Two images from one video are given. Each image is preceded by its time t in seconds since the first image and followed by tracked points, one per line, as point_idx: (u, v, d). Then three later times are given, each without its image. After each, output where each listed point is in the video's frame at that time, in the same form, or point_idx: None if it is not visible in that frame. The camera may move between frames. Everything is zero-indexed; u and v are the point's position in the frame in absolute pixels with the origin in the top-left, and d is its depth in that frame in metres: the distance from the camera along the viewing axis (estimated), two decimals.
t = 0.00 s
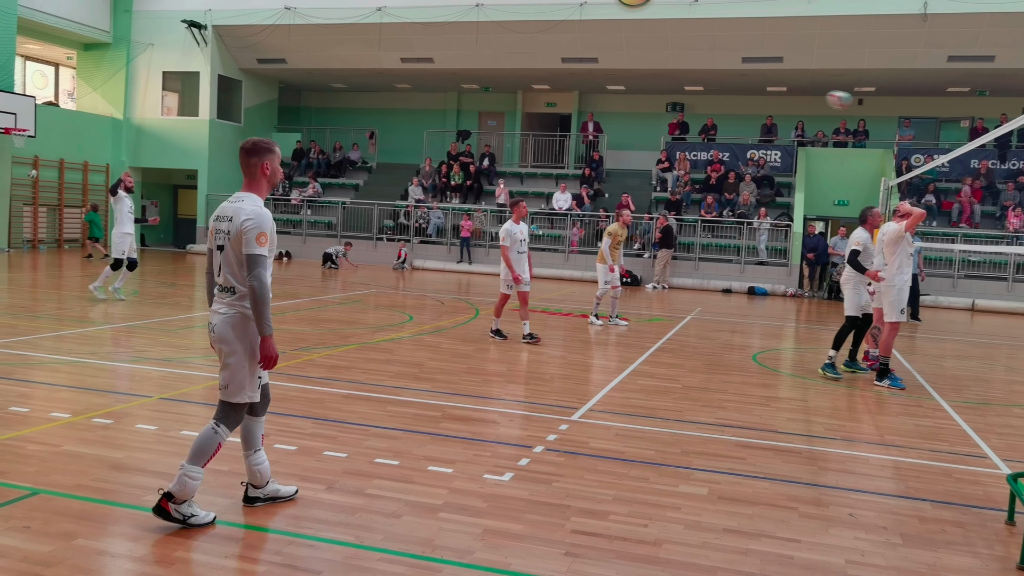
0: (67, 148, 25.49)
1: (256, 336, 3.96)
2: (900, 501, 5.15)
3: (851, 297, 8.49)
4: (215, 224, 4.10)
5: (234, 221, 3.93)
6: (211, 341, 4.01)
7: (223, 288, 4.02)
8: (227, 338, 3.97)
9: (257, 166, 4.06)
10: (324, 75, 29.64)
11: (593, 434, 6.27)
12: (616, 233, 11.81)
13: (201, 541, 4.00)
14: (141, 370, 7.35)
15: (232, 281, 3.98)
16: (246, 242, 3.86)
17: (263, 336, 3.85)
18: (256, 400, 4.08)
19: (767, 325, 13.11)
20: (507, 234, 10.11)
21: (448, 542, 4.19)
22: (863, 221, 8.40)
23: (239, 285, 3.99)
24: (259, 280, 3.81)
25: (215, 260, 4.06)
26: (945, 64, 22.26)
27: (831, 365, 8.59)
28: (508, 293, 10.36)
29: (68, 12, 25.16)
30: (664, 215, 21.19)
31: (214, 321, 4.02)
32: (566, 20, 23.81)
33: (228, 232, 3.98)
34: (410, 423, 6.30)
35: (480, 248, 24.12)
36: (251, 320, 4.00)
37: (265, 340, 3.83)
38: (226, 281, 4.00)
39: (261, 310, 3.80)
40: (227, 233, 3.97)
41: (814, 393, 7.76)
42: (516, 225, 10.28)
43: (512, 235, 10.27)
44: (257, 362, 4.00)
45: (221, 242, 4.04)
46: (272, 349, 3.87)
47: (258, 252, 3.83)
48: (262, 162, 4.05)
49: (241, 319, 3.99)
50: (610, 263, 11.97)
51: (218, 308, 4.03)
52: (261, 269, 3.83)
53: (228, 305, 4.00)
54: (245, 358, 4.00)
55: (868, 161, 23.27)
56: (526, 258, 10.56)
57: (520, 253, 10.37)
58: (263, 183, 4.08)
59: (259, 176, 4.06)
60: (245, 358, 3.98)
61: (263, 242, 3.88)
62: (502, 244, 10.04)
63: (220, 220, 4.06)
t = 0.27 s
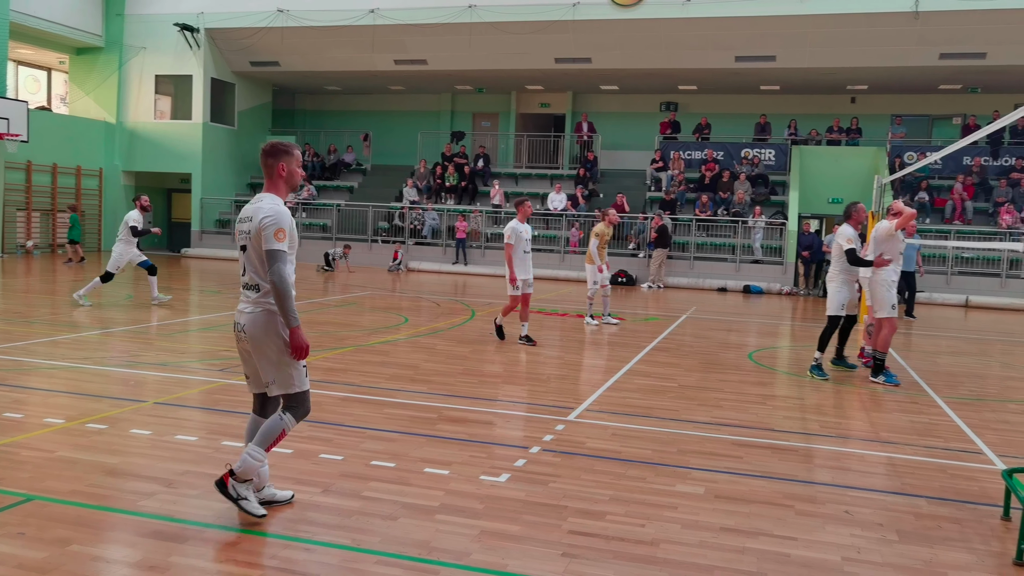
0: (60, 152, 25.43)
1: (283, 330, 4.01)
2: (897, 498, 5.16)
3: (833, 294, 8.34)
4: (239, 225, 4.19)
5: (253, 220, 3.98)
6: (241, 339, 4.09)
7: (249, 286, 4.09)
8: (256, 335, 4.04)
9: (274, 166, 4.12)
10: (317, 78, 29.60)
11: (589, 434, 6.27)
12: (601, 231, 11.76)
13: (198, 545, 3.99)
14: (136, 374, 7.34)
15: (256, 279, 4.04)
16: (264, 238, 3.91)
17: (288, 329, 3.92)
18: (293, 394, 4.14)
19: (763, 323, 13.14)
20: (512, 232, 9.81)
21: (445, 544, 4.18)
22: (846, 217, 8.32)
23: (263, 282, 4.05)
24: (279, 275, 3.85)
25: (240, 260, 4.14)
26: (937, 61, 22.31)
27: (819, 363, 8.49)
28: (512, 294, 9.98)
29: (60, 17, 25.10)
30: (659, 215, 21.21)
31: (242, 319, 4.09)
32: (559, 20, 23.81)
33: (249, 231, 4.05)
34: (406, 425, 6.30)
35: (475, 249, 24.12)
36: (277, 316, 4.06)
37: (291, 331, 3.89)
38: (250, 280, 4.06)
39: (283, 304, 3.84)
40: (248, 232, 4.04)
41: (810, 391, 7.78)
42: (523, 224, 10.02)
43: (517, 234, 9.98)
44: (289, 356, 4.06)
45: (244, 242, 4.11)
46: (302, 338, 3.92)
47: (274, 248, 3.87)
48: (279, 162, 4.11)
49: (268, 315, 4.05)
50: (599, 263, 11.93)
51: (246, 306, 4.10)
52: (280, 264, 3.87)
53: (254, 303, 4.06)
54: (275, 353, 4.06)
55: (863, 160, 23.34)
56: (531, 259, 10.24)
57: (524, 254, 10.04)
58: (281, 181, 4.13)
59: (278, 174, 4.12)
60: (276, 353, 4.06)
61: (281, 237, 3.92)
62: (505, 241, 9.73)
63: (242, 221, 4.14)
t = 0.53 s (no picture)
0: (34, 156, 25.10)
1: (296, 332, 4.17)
2: (875, 493, 5.21)
3: (812, 280, 8.22)
4: (247, 231, 4.33)
5: (267, 225, 4.15)
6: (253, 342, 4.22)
7: (261, 290, 4.23)
8: (270, 337, 4.18)
9: (281, 173, 4.30)
10: (295, 79, 29.43)
11: (571, 433, 6.28)
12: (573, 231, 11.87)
13: (177, 552, 3.95)
14: (112, 380, 7.25)
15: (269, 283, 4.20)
16: (278, 243, 4.08)
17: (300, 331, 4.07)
18: (306, 394, 4.26)
19: (742, 321, 13.22)
20: (496, 231, 9.81)
21: (427, 546, 4.17)
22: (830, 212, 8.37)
23: (276, 285, 4.21)
24: (293, 277, 4.02)
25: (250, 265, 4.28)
26: (910, 60, 22.55)
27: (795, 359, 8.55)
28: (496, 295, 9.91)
29: (32, 19, 24.77)
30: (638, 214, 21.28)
31: (254, 322, 4.22)
32: (537, 20, 23.83)
33: (261, 236, 4.21)
34: (387, 427, 6.28)
35: (455, 250, 24.08)
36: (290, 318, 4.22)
37: (303, 335, 4.05)
38: (263, 284, 4.21)
39: (297, 306, 4.01)
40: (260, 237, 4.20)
41: (790, 388, 7.84)
42: (505, 225, 10.02)
43: (500, 235, 9.96)
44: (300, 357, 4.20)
45: (254, 247, 4.26)
46: (310, 343, 4.09)
47: (289, 251, 4.04)
48: (287, 169, 4.29)
49: (280, 318, 4.20)
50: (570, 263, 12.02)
51: (257, 310, 4.24)
52: (295, 267, 4.05)
53: (267, 306, 4.21)
54: (289, 354, 4.21)
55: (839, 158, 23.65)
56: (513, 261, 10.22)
57: (507, 254, 10.02)
58: (289, 188, 4.32)
59: (286, 181, 4.30)
60: (289, 354, 4.20)
61: (295, 241, 4.11)
62: (489, 240, 9.69)
63: (252, 227, 4.29)
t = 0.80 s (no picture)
0: None
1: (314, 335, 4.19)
2: (841, 487, 5.28)
3: (795, 290, 8.22)
4: (255, 237, 4.33)
5: (282, 230, 4.18)
6: (270, 345, 4.21)
7: (274, 295, 4.23)
8: (286, 340, 4.18)
9: (289, 179, 4.34)
10: (260, 79, 29.16)
11: (540, 432, 6.29)
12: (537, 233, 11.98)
13: (142, 560, 3.89)
14: (74, 385, 7.12)
15: (284, 287, 4.21)
16: (295, 247, 4.11)
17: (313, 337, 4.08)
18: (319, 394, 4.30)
19: (710, 318, 13.33)
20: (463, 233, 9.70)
21: (397, 548, 4.15)
22: (812, 215, 8.30)
23: (290, 289, 4.22)
24: (309, 282, 4.04)
25: (261, 269, 4.27)
26: (872, 59, 22.91)
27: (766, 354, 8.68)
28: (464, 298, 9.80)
29: None
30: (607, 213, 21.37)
31: (270, 326, 4.20)
32: (504, 20, 23.87)
33: (274, 242, 4.22)
34: (355, 429, 6.24)
35: (424, 250, 24.00)
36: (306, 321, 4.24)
37: (313, 342, 4.07)
38: (277, 288, 4.22)
39: (311, 311, 4.01)
40: (274, 241, 4.21)
41: (757, 384, 7.92)
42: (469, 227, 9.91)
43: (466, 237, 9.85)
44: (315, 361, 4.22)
45: (266, 251, 4.26)
46: (320, 349, 4.11)
47: (305, 256, 4.08)
48: (295, 175, 4.34)
49: (295, 322, 4.21)
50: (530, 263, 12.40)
51: (271, 314, 4.23)
52: (311, 272, 4.07)
53: (281, 310, 4.21)
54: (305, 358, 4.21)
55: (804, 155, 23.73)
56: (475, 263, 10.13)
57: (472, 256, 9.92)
58: (296, 194, 4.36)
59: (293, 187, 4.35)
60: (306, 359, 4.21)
61: (310, 246, 4.14)
62: (460, 242, 9.56)
63: (261, 232, 4.29)
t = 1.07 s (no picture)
0: None
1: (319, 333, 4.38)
2: (808, 481, 5.34)
3: (783, 292, 8.10)
4: (260, 234, 4.44)
5: (293, 229, 4.33)
6: (274, 341, 4.36)
7: (282, 293, 4.39)
8: (290, 338, 4.33)
9: (295, 178, 4.48)
10: (227, 78, 28.87)
11: (511, 432, 6.29)
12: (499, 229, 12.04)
13: (106, 566, 3.82)
14: (35, 390, 6.99)
15: (293, 286, 4.37)
16: (309, 245, 4.29)
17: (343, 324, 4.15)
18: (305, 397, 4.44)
19: (680, 316, 13.43)
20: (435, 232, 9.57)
21: (367, 550, 4.12)
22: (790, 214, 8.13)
23: (299, 287, 4.39)
24: (329, 279, 4.24)
25: (268, 266, 4.41)
26: (835, 60, 23.24)
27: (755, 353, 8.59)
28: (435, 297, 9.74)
29: None
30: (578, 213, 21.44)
31: (274, 322, 4.36)
32: (472, 20, 23.86)
33: (282, 239, 4.36)
34: (325, 430, 6.20)
35: (394, 250, 23.92)
36: (310, 318, 4.41)
37: (347, 329, 4.09)
38: (285, 286, 4.37)
39: (336, 304, 4.20)
40: (283, 239, 4.36)
41: (726, 381, 7.99)
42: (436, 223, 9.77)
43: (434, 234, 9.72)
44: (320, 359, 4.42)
45: (272, 249, 4.40)
46: (355, 337, 4.14)
47: (322, 254, 4.27)
48: (300, 173, 4.49)
49: (301, 319, 4.38)
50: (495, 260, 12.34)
51: (277, 310, 4.38)
52: (328, 270, 4.28)
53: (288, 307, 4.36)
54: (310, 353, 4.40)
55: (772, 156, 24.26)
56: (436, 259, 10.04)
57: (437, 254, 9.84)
58: (301, 193, 4.51)
59: (298, 186, 4.49)
60: (307, 355, 4.37)
61: (323, 245, 4.33)
62: (433, 242, 9.44)
63: (268, 230, 4.42)
